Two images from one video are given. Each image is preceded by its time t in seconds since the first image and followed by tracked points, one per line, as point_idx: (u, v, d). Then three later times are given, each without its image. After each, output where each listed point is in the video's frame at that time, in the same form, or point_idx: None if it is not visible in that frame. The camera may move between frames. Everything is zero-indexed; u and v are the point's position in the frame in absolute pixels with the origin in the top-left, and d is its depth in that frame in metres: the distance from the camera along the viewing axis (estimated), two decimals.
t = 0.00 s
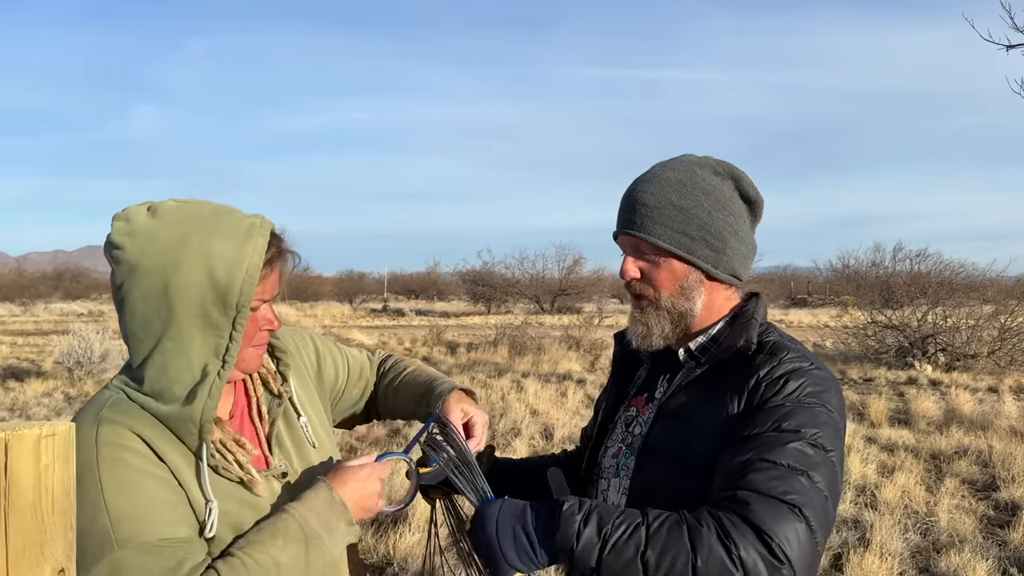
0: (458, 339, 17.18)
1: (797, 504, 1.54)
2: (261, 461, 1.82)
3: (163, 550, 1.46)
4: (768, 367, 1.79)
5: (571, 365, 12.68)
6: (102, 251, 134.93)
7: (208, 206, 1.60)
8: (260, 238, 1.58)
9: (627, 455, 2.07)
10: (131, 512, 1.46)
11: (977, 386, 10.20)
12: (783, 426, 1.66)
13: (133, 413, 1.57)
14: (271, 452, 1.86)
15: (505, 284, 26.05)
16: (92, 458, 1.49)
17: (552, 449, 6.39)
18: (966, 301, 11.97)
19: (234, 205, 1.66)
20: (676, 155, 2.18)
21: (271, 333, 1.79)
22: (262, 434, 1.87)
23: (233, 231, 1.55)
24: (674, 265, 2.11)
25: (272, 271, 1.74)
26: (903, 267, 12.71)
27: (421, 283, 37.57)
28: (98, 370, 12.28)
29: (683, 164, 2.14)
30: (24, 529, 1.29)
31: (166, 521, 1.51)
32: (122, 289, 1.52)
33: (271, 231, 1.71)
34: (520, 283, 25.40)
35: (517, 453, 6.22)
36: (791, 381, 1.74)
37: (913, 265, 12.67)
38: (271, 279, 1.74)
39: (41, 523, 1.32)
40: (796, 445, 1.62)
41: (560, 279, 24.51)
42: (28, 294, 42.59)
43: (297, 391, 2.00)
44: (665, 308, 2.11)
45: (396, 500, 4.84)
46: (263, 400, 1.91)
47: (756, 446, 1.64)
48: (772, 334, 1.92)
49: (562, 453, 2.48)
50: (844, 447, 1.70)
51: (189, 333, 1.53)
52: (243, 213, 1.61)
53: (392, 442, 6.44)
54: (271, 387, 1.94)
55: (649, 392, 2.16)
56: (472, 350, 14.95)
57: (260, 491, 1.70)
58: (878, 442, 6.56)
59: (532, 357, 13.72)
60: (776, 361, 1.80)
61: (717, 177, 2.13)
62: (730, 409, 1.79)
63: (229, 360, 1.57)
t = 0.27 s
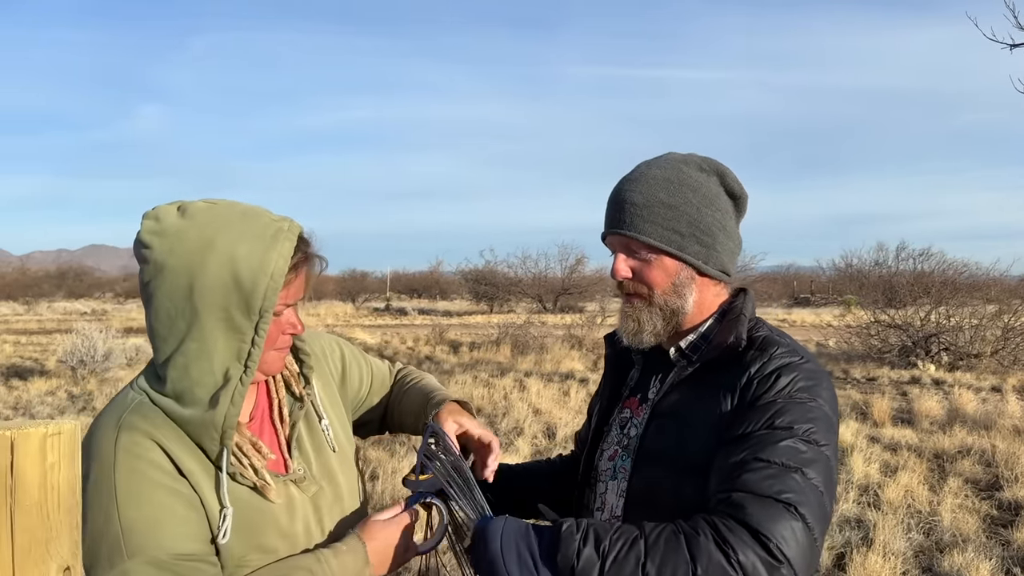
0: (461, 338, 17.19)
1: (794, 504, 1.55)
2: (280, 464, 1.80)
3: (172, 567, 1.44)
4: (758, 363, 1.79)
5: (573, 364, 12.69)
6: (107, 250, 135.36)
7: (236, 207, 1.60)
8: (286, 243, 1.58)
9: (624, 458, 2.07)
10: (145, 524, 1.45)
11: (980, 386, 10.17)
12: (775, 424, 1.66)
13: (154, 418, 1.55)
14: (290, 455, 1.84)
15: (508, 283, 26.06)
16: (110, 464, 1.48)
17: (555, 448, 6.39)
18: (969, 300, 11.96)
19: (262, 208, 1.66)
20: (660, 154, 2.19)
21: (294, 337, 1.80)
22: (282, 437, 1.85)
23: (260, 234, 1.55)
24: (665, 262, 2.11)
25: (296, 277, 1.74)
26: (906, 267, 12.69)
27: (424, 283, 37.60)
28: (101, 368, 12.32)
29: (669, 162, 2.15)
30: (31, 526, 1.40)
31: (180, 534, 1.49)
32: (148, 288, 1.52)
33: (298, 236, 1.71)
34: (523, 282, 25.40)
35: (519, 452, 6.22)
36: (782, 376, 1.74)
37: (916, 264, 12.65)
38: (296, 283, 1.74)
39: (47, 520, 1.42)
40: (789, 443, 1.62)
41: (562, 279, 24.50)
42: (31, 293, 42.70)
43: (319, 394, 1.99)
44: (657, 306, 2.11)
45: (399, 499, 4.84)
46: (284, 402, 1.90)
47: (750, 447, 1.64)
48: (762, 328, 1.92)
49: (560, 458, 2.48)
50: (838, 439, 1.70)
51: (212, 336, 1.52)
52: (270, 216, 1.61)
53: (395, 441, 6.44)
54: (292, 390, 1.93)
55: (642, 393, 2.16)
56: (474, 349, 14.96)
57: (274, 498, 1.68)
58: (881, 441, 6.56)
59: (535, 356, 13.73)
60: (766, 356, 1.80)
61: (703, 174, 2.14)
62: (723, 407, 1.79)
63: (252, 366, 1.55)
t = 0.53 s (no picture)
0: (463, 337, 17.19)
1: (786, 519, 1.56)
2: (294, 463, 1.80)
3: (218, 551, 1.49)
4: (751, 367, 1.79)
5: (575, 363, 12.68)
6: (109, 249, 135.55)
7: (246, 209, 1.60)
8: (296, 244, 1.58)
9: (615, 458, 2.07)
10: (184, 517, 1.49)
11: (982, 385, 10.16)
12: (769, 433, 1.66)
13: (173, 417, 1.57)
14: (305, 455, 1.84)
15: (510, 282, 26.06)
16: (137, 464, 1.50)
17: (557, 447, 6.39)
18: (972, 299, 11.95)
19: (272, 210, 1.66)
20: (652, 154, 2.18)
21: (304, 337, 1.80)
22: (296, 437, 1.85)
23: (271, 235, 1.55)
24: (654, 262, 2.11)
25: (306, 278, 1.74)
26: (909, 266, 12.67)
27: (426, 282, 37.61)
28: (103, 367, 12.34)
29: (660, 162, 2.14)
30: (31, 525, 1.33)
31: (215, 523, 1.54)
32: (157, 290, 1.53)
33: (310, 237, 1.72)
34: (525, 281, 25.38)
35: (521, 451, 6.23)
36: (775, 382, 1.74)
37: (918, 263, 12.63)
38: (306, 284, 1.75)
39: (48, 519, 1.36)
40: (784, 453, 1.63)
41: (565, 277, 24.47)
42: (34, 292, 42.75)
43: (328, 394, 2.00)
44: (645, 304, 2.11)
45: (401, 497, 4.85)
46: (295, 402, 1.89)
47: (744, 456, 1.64)
48: (753, 329, 1.92)
49: (552, 457, 2.49)
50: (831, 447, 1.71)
51: (223, 338, 1.52)
52: (281, 218, 1.62)
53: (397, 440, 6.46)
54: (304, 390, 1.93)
55: (634, 393, 2.16)
56: (476, 348, 14.97)
57: (294, 492, 1.71)
58: (883, 440, 6.55)
59: (537, 355, 13.73)
60: (759, 360, 1.80)
61: (694, 174, 2.14)
62: (716, 411, 1.79)
63: (263, 368, 1.56)
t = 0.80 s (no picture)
0: (464, 335, 17.20)
1: (781, 525, 1.56)
2: (303, 459, 1.81)
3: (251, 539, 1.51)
4: (742, 367, 1.79)
5: (576, 362, 12.69)
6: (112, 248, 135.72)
7: (250, 206, 1.61)
8: (304, 239, 1.59)
9: (604, 456, 2.06)
10: (215, 509, 1.49)
11: (983, 384, 10.16)
12: (762, 436, 1.67)
13: (189, 416, 1.57)
14: (313, 450, 1.85)
15: (511, 281, 26.08)
16: (160, 461, 1.49)
17: (558, 446, 6.40)
18: (973, 298, 11.94)
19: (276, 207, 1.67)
20: (671, 148, 2.21)
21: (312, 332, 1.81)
22: (303, 431, 1.86)
23: (279, 231, 1.57)
24: (682, 254, 2.11)
25: (312, 274, 1.75)
26: (911, 265, 12.67)
27: (427, 281, 37.63)
28: (105, 366, 12.37)
29: (682, 157, 2.17)
30: (30, 523, 1.31)
31: (245, 513, 1.55)
32: (166, 289, 1.53)
33: (315, 233, 1.73)
34: (526, 280, 25.38)
35: (523, 450, 6.24)
36: (766, 381, 1.75)
37: (920, 262, 12.62)
38: (312, 281, 1.76)
39: (47, 517, 1.34)
40: (777, 457, 1.63)
41: (566, 276, 24.46)
42: (36, 290, 42.83)
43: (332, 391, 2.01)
44: (665, 297, 2.10)
45: (403, 496, 4.86)
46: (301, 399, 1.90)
47: (737, 459, 1.64)
48: (742, 326, 1.92)
49: (554, 458, 2.50)
50: (822, 451, 1.72)
51: (237, 334, 1.52)
52: (286, 215, 1.63)
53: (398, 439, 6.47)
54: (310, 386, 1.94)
55: (624, 391, 2.16)
56: (477, 347, 14.99)
57: (308, 486, 1.72)
58: (884, 439, 6.55)
59: (538, 354, 13.73)
60: (749, 359, 1.80)
61: (709, 173, 2.22)
62: (707, 411, 1.79)
63: (279, 361, 1.55)
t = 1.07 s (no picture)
0: (466, 334, 17.21)
1: (782, 539, 1.61)
2: (304, 455, 1.82)
3: (243, 537, 1.51)
4: (753, 370, 1.79)
5: (577, 361, 12.68)
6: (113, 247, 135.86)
7: (251, 200, 1.62)
8: (305, 232, 1.60)
9: (610, 453, 2.06)
10: (210, 505, 1.49)
11: (985, 383, 10.15)
12: (770, 445, 1.68)
13: (190, 409, 1.57)
14: (313, 448, 1.86)
15: (512, 280, 26.09)
16: (158, 456, 1.49)
17: (559, 445, 6.41)
18: (975, 297, 11.93)
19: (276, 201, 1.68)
20: (671, 155, 2.19)
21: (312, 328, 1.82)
22: (303, 429, 1.86)
23: (281, 223, 1.58)
24: (698, 264, 2.12)
25: (313, 267, 1.75)
26: (912, 263, 12.66)
27: (429, 280, 37.64)
28: (106, 365, 12.38)
29: (685, 163, 2.17)
30: (30, 522, 1.32)
31: (240, 509, 1.55)
32: (169, 282, 1.53)
33: (316, 228, 1.74)
34: (527, 279, 25.38)
35: (524, 449, 6.24)
36: (776, 386, 1.75)
37: (921, 261, 12.61)
38: (312, 274, 1.76)
39: (48, 516, 1.35)
40: (784, 468, 1.66)
41: (567, 275, 24.42)
42: (38, 289, 42.92)
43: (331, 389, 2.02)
44: (684, 308, 2.09)
45: (404, 495, 4.87)
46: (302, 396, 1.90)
47: (745, 468, 1.67)
48: (754, 328, 1.92)
49: (555, 459, 2.52)
50: (827, 460, 1.75)
51: (240, 325, 1.53)
52: (287, 208, 1.64)
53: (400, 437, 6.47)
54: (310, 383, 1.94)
55: (632, 389, 2.16)
56: (479, 346, 14.99)
57: (307, 482, 1.73)
58: (885, 438, 6.55)
59: (539, 353, 13.73)
60: (760, 362, 1.80)
61: (716, 176, 2.22)
62: (716, 413, 1.80)
63: (281, 352, 1.56)
